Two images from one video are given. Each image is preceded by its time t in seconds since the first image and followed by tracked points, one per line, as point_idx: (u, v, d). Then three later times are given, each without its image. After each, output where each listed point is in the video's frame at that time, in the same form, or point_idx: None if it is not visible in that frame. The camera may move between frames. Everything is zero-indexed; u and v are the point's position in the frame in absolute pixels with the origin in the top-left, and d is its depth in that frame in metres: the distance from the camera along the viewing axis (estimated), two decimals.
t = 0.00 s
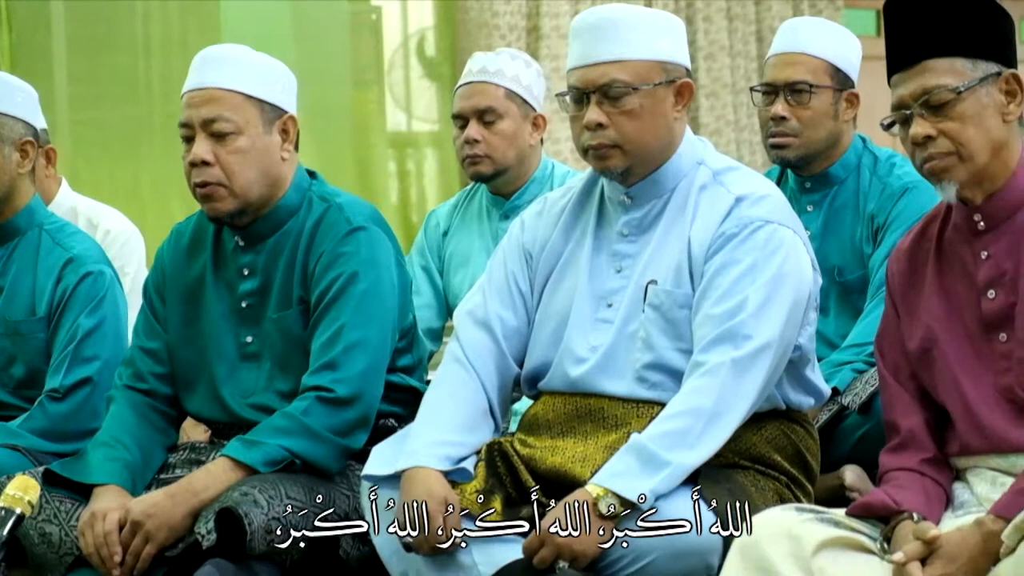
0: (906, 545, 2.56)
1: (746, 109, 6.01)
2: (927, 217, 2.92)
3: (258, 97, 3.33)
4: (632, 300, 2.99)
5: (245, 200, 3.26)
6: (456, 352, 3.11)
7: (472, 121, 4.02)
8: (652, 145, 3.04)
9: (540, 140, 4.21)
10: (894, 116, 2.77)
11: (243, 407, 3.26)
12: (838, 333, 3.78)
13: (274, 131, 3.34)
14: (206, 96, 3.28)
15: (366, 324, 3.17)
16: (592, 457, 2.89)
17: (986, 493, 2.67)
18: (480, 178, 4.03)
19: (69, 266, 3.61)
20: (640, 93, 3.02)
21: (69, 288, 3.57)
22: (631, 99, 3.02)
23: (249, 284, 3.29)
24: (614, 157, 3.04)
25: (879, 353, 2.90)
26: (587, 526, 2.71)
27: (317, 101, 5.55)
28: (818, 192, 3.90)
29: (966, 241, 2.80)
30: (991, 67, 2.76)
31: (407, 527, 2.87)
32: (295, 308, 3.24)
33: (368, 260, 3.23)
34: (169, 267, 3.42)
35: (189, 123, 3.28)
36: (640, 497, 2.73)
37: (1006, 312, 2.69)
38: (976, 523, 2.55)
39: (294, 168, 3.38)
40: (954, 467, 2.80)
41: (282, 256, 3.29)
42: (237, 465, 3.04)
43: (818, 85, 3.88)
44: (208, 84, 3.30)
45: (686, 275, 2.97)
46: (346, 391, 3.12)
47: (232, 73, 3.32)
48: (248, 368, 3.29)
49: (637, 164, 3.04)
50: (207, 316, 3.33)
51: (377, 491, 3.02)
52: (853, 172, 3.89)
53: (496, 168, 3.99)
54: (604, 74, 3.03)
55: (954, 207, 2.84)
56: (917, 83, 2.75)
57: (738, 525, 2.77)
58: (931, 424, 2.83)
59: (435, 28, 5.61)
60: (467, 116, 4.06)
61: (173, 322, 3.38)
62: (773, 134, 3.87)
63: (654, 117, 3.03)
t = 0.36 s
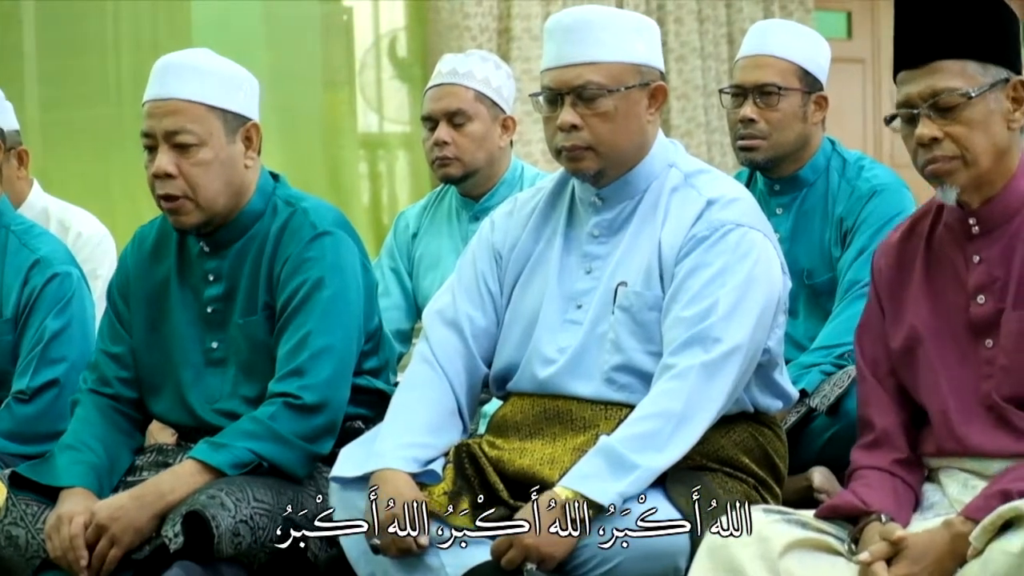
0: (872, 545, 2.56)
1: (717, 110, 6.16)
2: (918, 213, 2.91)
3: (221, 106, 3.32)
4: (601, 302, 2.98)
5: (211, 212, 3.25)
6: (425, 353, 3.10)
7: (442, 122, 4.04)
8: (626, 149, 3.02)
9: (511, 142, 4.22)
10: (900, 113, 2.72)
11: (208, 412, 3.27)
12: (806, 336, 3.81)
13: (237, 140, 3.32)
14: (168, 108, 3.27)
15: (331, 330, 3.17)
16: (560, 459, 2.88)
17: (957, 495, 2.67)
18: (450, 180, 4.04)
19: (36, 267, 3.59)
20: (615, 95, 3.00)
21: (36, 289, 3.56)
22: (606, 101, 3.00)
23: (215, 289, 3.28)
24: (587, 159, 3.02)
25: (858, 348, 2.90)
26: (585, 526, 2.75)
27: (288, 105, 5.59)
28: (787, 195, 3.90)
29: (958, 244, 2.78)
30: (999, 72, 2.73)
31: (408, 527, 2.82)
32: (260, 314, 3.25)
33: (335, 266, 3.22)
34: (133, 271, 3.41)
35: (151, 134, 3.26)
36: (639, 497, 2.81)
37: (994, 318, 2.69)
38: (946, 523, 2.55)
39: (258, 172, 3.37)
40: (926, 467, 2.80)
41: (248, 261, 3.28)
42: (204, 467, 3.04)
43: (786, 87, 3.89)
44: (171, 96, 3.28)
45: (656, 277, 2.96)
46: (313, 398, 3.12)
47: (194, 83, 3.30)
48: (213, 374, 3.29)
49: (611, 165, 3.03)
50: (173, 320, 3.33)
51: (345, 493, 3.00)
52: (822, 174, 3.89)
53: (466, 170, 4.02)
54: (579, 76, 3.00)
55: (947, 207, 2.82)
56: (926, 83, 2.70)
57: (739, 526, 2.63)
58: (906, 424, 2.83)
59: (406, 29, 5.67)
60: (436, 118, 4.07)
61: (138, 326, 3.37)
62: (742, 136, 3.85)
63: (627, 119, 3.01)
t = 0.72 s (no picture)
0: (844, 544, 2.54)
1: (688, 113, 6.38)
2: (926, 204, 2.85)
3: (199, 108, 3.32)
4: (568, 307, 2.99)
5: (186, 211, 3.24)
6: (393, 359, 3.10)
7: (412, 126, 4.06)
8: (591, 153, 3.03)
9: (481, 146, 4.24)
10: (932, 111, 2.64)
11: (179, 414, 3.27)
12: (776, 339, 3.82)
13: (214, 141, 3.32)
14: (145, 107, 3.26)
15: (304, 333, 3.16)
16: (528, 464, 2.87)
17: (932, 496, 2.66)
18: (420, 183, 4.07)
19: (7, 271, 3.57)
20: (577, 99, 3.00)
21: (7, 292, 3.53)
22: (568, 105, 3.00)
23: (188, 292, 3.28)
24: (551, 163, 3.02)
25: (849, 335, 2.86)
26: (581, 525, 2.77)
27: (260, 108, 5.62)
28: (756, 199, 3.92)
29: (964, 244, 2.73)
30: None
31: (407, 526, 2.84)
32: (233, 316, 3.24)
33: (309, 270, 3.22)
34: (107, 272, 3.41)
35: (129, 133, 3.25)
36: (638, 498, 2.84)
37: (993, 325, 2.65)
38: (918, 522, 2.53)
39: (234, 175, 3.37)
40: (902, 466, 2.80)
41: (222, 264, 3.28)
42: (175, 471, 3.02)
43: (754, 90, 3.89)
44: (149, 96, 3.28)
45: (623, 281, 2.97)
46: (284, 400, 3.11)
47: (174, 84, 3.31)
48: (185, 376, 3.29)
49: (575, 169, 3.03)
50: (146, 323, 3.33)
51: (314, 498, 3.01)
52: (791, 178, 3.91)
53: (436, 174, 4.04)
54: (540, 81, 3.00)
55: (958, 204, 2.77)
56: (967, 85, 2.61)
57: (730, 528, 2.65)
58: (890, 417, 2.81)
59: (377, 34, 5.82)
60: (407, 122, 4.10)
61: (112, 327, 3.37)
62: (711, 139, 3.87)
63: (591, 123, 3.01)
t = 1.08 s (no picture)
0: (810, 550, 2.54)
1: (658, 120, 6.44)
2: (899, 209, 2.85)
3: (183, 109, 3.31)
4: (534, 314, 2.99)
5: (165, 213, 3.23)
6: (360, 367, 3.10)
7: (380, 133, 4.07)
8: (554, 159, 3.04)
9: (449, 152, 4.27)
10: (914, 116, 2.62)
11: (152, 417, 3.26)
12: (744, 346, 3.83)
13: (197, 144, 3.32)
14: (129, 107, 3.26)
15: (277, 337, 3.16)
16: (495, 470, 2.87)
17: (899, 504, 2.64)
18: (388, 190, 4.09)
19: None
20: (539, 106, 3.02)
21: None
22: (530, 112, 3.01)
23: (165, 294, 3.28)
24: (513, 170, 3.02)
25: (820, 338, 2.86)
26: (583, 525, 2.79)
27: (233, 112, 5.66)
28: (724, 206, 3.95)
29: (936, 250, 2.73)
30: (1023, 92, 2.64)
31: (409, 526, 2.84)
32: (208, 318, 3.24)
33: (286, 275, 3.22)
34: (83, 273, 3.40)
35: (111, 131, 3.25)
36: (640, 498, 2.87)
37: (965, 334, 2.65)
38: (886, 529, 2.52)
39: (214, 180, 3.36)
40: (870, 472, 2.79)
41: (199, 268, 3.28)
42: (141, 477, 3.01)
43: (721, 97, 3.90)
44: (133, 95, 3.27)
45: (588, 289, 2.97)
46: (252, 400, 3.11)
47: (158, 85, 3.30)
48: (159, 378, 3.29)
49: (537, 176, 3.04)
50: (120, 325, 3.32)
51: (280, 505, 3.00)
52: (759, 185, 3.94)
53: (404, 181, 4.05)
54: (502, 88, 3.02)
55: (932, 210, 2.76)
56: (950, 93, 2.60)
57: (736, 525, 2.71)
58: (861, 422, 2.81)
59: (349, 40, 5.82)
60: (375, 128, 4.10)
61: (85, 329, 3.37)
62: (678, 147, 3.89)
63: (553, 129, 3.02)
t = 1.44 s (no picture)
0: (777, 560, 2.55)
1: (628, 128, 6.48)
2: (845, 224, 2.87)
3: (159, 113, 3.33)
4: (505, 321, 2.97)
5: (138, 216, 3.23)
6: (330, 374, 3.09)
7: (350, 141, 4.09)
8: (525, 168, 3.04)
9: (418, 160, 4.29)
10: (847, 129, 2.66)
11: (122, 423, 3.24)
12: (713, 354, 3.84)
13: (171, 149, 3.33)
14: (105, 109, 3.26)
15: (247, 345, 3.16)
16: (464, 478, 2.85)
17: (865, 512, 2.65)
18: (357, 198, 4.11)
19: None
20: (513, 114, 3.02)
21: None
22: (505, 120, 3.01)
23: (135, 299, 3.27)
24: (486, 178, 3.02)
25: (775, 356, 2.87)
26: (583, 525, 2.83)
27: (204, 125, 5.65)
28: (693, 214, 3.97)
29: (884, 261, 2.74)
30: (951, 98, 2.68)
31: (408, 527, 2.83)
32: (179, 324, 3.23)
33: (257, 282, 3.22)
34: (55, 278, 3.40)
35: (86, 133, 3.25)
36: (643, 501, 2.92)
37: (917, 342, 2.65)
38: (851, 538, 2.51)
39: (187, 187, 3.36)
40: (834, 482, 2.79)
41: (170, 274, 3.27)
42: (109, 484, 2.99)
43: (690, 106, 3.93)
44: (110, 98, 3.28)
45: (559, 297, 2.96)
46: (221, 405, 3.09)
47: (135, 89, 3.31)
48: (129, 384, 3.27)
49: (512, 184, 3.04)
50: (90, 329, 3.31)
51: (248, 514, 2.97)
52: (727, 193, 3.96)
53: (373, 189, 4.07)
54: (477, 96, 3.02)
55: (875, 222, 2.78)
56: (881, 104, 2.64)
57: (738, 524, 2.70)
58: (819, 435, 2.82)
59: (319, 48, 5.88)
60: (344, 137, 4.13)
61: (56, 334, 3.36)
62: (646, 154, 3.91)
63: (527, 138, 3.02)
